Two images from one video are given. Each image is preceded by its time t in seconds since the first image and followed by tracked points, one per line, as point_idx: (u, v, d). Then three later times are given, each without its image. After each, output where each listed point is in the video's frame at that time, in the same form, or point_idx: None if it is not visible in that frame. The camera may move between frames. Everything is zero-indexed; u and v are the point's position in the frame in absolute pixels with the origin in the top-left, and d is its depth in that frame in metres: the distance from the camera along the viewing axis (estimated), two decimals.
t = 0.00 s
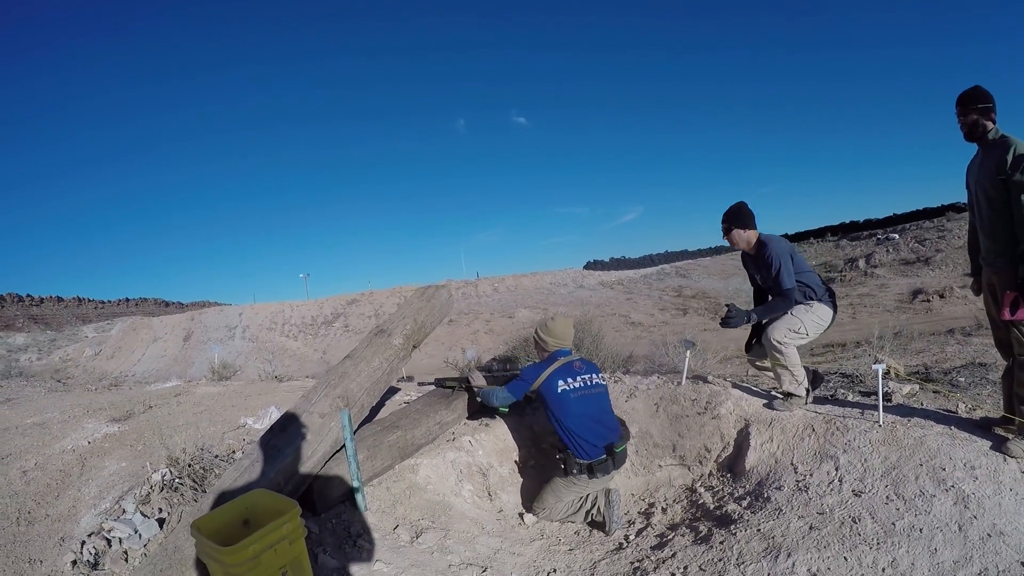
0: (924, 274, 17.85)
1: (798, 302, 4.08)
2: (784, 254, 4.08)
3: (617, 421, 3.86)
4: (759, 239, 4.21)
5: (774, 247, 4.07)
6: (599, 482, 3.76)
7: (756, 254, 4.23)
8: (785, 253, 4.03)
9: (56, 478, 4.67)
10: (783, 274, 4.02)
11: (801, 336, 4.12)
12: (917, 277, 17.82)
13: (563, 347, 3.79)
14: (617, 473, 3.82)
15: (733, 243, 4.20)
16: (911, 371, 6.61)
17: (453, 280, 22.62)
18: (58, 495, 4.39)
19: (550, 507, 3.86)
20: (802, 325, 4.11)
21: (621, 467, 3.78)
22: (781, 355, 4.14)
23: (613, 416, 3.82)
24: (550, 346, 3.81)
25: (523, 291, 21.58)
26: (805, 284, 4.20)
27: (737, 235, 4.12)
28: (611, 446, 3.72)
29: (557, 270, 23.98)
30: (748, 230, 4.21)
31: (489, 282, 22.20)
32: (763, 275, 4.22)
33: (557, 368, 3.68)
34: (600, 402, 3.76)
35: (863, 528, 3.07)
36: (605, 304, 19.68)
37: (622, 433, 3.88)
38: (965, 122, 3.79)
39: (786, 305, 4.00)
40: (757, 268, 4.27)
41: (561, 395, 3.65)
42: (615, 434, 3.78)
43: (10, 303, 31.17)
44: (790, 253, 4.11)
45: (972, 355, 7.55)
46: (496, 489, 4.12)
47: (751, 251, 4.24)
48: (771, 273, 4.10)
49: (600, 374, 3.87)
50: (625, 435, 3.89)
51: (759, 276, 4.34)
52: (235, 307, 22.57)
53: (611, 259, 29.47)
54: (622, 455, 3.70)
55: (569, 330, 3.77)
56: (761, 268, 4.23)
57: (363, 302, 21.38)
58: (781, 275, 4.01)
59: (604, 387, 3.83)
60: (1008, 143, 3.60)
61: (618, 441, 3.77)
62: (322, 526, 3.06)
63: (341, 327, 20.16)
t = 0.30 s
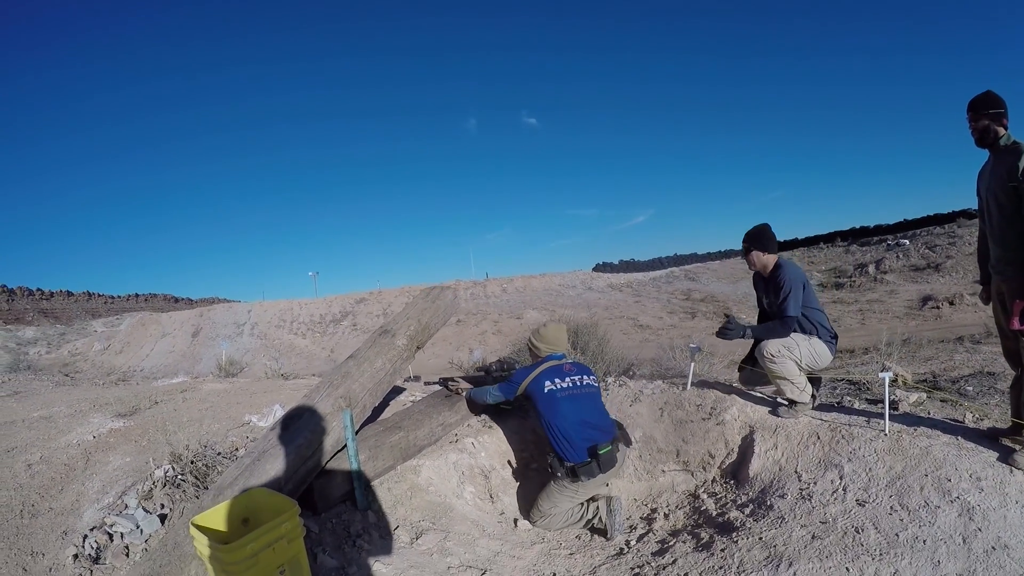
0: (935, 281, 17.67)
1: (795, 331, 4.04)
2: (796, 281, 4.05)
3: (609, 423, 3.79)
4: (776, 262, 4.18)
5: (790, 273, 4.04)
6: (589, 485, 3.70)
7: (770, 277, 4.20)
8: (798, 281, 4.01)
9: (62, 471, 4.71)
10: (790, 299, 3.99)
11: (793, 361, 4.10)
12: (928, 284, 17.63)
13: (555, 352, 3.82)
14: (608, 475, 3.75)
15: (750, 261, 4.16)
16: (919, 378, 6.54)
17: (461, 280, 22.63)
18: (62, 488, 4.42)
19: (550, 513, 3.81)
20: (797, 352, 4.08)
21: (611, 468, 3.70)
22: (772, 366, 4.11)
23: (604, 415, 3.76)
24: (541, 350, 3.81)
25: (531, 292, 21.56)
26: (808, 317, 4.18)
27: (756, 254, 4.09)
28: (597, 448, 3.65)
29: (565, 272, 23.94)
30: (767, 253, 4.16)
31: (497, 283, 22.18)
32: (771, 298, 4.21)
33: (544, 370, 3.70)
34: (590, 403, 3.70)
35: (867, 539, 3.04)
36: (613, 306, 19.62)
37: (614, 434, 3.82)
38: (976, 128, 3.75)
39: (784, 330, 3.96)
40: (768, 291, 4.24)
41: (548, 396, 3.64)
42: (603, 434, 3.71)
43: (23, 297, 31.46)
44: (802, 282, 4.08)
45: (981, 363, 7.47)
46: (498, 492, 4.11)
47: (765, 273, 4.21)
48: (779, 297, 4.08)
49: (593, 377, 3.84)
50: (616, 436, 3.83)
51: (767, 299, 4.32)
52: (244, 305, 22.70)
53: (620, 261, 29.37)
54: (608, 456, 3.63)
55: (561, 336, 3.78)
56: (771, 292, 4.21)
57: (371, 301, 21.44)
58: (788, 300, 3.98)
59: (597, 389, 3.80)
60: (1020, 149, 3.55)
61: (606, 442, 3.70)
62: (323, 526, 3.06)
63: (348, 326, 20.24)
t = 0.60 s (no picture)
0: (939, 285, 17.67)
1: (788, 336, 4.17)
2: (792, 287, 4.15)
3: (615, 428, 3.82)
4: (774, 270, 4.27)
5: (787, 279, 4.15)
6: (595, 491, 3.74)
7: (767, 283, 4.30)
8: (795, 287, 4.10)
9: (71, 464, 4.80)
10: (785, 305, 4.10)
11: (792, 362, 4.15)
12: (932, 288, 17.64)
13: (554, 360, 3.89)
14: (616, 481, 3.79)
15: (749, 268, 4.26)
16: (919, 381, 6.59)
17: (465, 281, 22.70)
18: (71, 480, 4.50)
19: (552, 509, 3.88)
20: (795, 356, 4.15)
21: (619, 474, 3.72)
22: (771, 368, 4.17)
23: (610, 423, 3.79)
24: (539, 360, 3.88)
25: (534, 294, 21.63)
26: (802, 323, 4.30)
27: (755, 261, 4.19)
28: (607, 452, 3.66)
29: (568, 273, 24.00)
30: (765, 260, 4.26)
31: (501, 284, 22.25)
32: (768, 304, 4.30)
33: (545, 377, 3.76)
34: (593, 406, 3.76)
35: (860, 535, 3.11)
36: (616, 308, 19.68)
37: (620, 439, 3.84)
38: (973, 134, 3.81)
39: (776, 335, 4.11)
40: (765, 298, 4.34)
41: (550, 402, 3.69)
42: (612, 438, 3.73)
43: (27, 294, 31.66)
44: (798, 289, 4.18)
45: (982, 367, 7.51)
46: (499, 487, 4.18)
47: (762, 280, 4.31)
48: (776, 303, 4.17)
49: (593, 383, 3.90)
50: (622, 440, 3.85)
51: (764, 305, 4.41)
52: (248, 304, 22.83)
53: (624, 264, 29.41)
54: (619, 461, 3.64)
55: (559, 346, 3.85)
56: (768, 298, 4.30)
57: (375, 301, 21.54)
58: (783, 305, 4.09)
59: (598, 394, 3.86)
60: (1015, 154, 3.61)
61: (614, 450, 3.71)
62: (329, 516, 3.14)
63: (352, 325, 20.35)
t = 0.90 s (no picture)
0: (938, 289, 17.77)
1: (779, 335, 4.28)
2: (778, 288, 4.26)
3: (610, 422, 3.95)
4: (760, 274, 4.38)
5: (772, 281, 4.26)
6: (590, 481, 3.86)
7: (752, 287, 4.40)
8: (781, 289, 4.21)
9: (80, 453, 4.93)
10: (774, 306, 4.20)
11: (781, 359, 4.28)
12: (931, 291, 17.75)
13: (554, 353, 3.98)
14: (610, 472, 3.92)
15: (733, 273, 4.36)
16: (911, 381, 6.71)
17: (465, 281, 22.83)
18: (80, 468, 4.63)
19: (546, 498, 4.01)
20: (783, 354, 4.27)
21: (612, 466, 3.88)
22: (762, 364, 4.30)
23: (606, 418, 3.91)
24: (539, 352, 3.96)
25: (535, 294, 21.76)
26: (790, 322, 4.40)
27: (739, 267, 4.29)
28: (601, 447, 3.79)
29: (569, 274, 24.12)
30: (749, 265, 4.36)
31: (502, 284, 22.37)
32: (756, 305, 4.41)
33: (544, 371, 3.88)
34: (590, 401, 3.88)
35: (841, 523, 3.24)
36: (616, 309, 19.79)
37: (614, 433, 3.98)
38: (958, 138, 3.93)
39: (768, 334, 4.20)
40: (753, 300, 4.45)
41: (547, 395, 3.82)
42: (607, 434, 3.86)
43: (29, 290, 31.81)
44: (784, 290, 4.30)
45: (973, 368, 7.64)
46: (496, 477, 4.30)
47: (747, 284, 4.42)
48: (764, 305, 4.28)
49: (591, 377, 4.02)
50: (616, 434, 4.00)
51: (753, 306, 4.52)
52: (250, 302, 22.97)
53: (625, 265, 29.52)
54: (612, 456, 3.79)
55: (559, 340, 3.96)
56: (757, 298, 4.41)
57: (376, 300, 21.67)
58: (772, 306, 4.19)
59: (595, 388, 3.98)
60: (998, 158, 3.73)
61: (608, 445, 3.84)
62: (331, 499, 3.25)
63: (353, 324, 20.49)
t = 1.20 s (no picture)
0: (929, 291, 18.00)
1: (761, 333, 4.43)
2: (760, 289, 4.42)
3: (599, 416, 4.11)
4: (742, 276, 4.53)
5: (753, 282, 4.41)
6: (581, 470, 4.00)
7: (735, 288, 4.56)
8: (762, 289, 4.36)
9: (85, 445, 5.05)
10: (755, 306, 4.34)
11: (762, 357, 4.44)
12: (923, 293, 17.96)
13: (546, 352, 4.12)
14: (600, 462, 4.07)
15: (715, 275, 4.51)
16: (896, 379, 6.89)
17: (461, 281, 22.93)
18: (86, 459, 4.75)
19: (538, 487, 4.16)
20: (764, 352, 4.44)
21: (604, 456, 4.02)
22: (744, 361, 4.46)
23: (595, 411, 4.07)
24: (531, 352, 4.15)
25: (530, 294, 21.90)
26: (772, 321, 4.57)
27: (721, 269, 4.43)
28: (592, 440, 3.94)
29: (564, 274, 24.27)
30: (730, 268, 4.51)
31: (497, 283, 22.51)
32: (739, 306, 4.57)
33: (537, 368, 4.01)
34: (580, 396, 4.03)
35: (820, 511, 3.39)
36: (610, 309, 19.96)
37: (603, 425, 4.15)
38: (936, 144, 4.09)
39: (750, 333, 4.36)
40: (736, 301, 4.60)
41: (542, 391, 3.95)
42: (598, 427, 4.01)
43: (22, 288, 31.74)
44: (765, 290, 4.46)
45: (957, 367, 7.82)
46: (491, 468, 4.45)
47: (729, 285, 4.57)
48: (745, 305, 4.43)
49: (579, 374, 4.16)
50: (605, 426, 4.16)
51: (736, 307, 4.67)
52: (245, 300, 23.02)
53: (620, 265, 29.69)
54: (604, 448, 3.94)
55: (549, 339, 4.14)
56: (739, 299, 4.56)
57: (371, 299, 21.77)
58: (753, 306, 4.34)
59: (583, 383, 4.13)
60: (973, 163, 3.90)
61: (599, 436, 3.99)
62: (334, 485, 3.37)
63: (348, 322, 20.58)
